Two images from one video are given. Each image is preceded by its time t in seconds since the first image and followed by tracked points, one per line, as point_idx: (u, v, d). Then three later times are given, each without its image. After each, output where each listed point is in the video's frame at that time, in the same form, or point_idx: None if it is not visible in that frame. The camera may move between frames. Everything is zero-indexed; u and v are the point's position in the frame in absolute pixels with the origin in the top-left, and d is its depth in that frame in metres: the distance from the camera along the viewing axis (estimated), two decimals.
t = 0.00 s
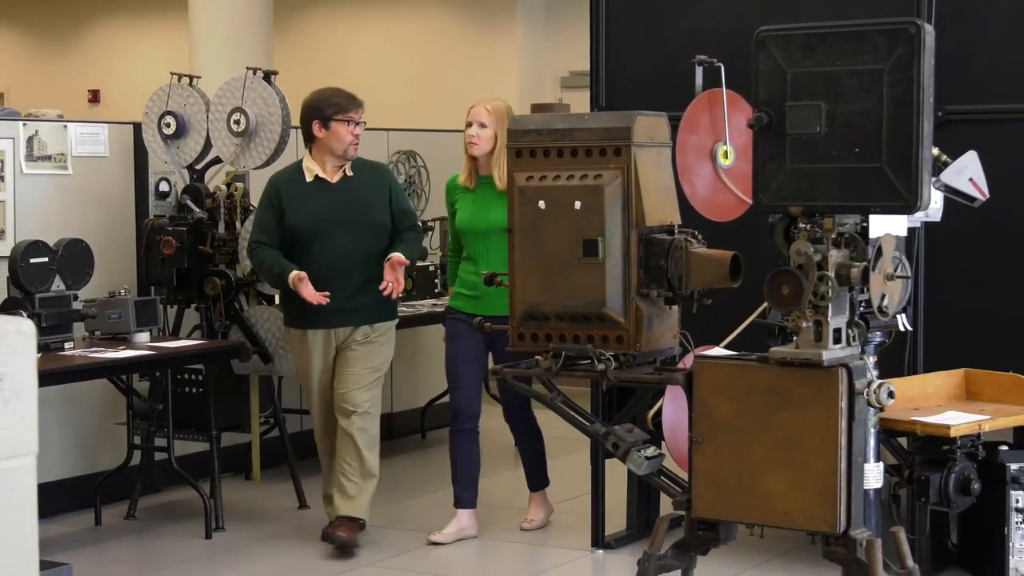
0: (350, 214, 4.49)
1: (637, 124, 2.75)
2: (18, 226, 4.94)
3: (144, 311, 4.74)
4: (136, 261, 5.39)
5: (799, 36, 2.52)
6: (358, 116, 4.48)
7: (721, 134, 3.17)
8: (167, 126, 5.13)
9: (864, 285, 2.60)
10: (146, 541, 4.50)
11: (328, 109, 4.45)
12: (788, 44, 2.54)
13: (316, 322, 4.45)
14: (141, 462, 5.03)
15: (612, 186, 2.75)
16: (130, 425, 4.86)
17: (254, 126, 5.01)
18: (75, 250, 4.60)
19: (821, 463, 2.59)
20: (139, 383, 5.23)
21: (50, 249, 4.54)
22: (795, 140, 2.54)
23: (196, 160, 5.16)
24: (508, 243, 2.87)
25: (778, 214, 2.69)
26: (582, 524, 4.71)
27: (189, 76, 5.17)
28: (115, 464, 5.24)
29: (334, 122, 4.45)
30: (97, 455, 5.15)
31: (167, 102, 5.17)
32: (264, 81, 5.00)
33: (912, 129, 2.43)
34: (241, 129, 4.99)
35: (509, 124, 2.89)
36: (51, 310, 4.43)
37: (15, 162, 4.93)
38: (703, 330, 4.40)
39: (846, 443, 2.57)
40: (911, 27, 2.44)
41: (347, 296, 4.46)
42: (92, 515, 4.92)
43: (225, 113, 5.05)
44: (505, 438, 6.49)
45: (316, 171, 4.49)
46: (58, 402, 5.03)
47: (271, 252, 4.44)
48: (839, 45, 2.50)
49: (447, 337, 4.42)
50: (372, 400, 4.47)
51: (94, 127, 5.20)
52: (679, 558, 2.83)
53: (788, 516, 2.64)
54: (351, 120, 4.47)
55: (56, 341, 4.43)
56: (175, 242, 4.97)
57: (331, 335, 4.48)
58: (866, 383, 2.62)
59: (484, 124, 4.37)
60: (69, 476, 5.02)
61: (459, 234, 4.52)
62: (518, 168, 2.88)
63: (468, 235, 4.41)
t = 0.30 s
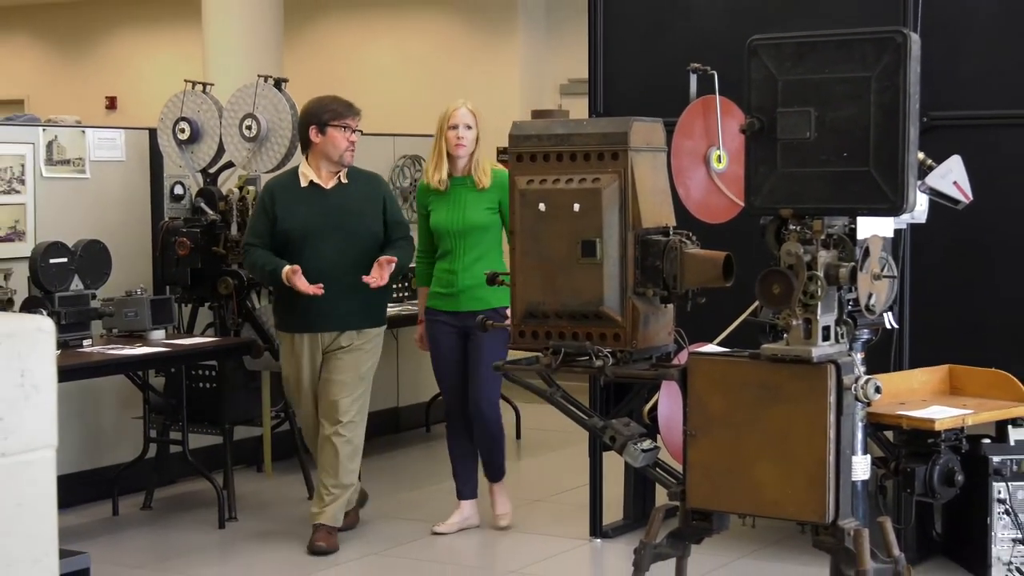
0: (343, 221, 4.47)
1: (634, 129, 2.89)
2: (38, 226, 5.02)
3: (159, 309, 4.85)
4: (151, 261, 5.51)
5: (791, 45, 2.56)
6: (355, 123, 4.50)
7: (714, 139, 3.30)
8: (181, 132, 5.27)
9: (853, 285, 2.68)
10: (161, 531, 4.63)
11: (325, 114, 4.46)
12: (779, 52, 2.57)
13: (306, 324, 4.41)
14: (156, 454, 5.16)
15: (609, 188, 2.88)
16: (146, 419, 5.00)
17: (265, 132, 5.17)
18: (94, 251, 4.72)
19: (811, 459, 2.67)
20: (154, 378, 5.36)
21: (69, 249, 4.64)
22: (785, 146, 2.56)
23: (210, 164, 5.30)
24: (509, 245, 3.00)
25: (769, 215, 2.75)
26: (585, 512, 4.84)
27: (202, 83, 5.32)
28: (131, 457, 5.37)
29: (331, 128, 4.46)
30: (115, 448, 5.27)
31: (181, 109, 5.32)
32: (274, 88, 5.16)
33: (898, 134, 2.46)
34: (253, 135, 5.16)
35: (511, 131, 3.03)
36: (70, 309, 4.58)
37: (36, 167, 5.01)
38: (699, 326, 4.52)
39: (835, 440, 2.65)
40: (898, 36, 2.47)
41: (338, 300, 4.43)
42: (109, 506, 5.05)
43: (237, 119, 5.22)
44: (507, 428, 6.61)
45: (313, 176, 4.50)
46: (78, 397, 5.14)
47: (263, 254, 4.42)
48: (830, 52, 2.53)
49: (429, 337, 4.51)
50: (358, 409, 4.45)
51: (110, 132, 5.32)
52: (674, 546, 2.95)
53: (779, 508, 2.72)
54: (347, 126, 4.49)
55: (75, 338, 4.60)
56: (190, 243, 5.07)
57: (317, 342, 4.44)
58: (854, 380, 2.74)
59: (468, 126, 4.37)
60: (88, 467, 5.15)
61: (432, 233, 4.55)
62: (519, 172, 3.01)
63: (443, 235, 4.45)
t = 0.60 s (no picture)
0: (342, 219, 4.52)
1: (630, 136, 3.06)
2: (62, 226, 5.18)
3: (177, 306, 5.06)
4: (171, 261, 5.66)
5: (780, 55, 2.72)
6: (354, 124, 4.53)
7: (706, 144, 3.50)
8: (199, 138, 5.43)
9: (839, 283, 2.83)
10: (180, 518, 4.79)
11: (325, 116, 4.49)
12: (769, 64, 2.74)
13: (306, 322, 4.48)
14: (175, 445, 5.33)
15: (607, 192, 3.04)
16: (166, 411, 5.16)
17: (280, 137, 5.36)
18: (116, 252, 4.87)
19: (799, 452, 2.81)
20: (174, 372, 5.52)
21: (92, 250, 4.80)
22: (776, 151, 2.73)
23: (227, 169, 5.48)
24: (511, 245, 3.16)
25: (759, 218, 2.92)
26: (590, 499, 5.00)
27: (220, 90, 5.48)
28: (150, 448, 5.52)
29: (331, 129, 4.50)
30: (136, 439, 5.43)
31: (199, 116, 5.48)
32: (287, 96, 5.35)
33: (880, 139, 2.61)
34: (268, 140, 5.35)
35: (513, 136, 3.19)
36: (93, 306, 4.76)
37: (60, 170, 5.16)
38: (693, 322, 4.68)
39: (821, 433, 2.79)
40: (882, 46, 2.62)
41: (338, 297, 4.50)
42: (131, 494, 5.21)
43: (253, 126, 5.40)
44: (509, 419, 6.78)
45: (311, 176, 4.54)
46: (101, 391, 5.29)
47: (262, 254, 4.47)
48: (811, 62, 2.70)
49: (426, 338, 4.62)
50: (371, 406, 4.54)
51: (131, 139, 5.48)
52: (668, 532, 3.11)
53: (769, 495, 2.86)
54: (346, 128, 4.52)
55: (99, 334, 4.78)
56: (207, 244, 5.21)
57: (325, 343, 4.51)
58: (840, 373, 2.86)
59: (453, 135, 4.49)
60: (111, 457, 5.30)
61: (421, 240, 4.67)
62: (521, 176, 3.17)
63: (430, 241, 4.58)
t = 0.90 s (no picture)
0: (336, 225, 4.54)
1: (630, 140, 3.23)
2: (87, 226, 5.34)
3: (198, 302, 5.20)
4: (190, 258, 5.83)
5: (773, 63, 2.85)
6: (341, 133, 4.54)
7: (702, 148, 3.64)
8: (219, 142, 5.59)
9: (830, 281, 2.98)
10: (200, 504, 4.95)
11: (316, 125, 4.49)
12: (763, 70, 2.87)
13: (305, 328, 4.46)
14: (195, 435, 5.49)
15: (607, 194, 3.20)
16: (187, 403, 5.31)
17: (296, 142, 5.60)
18: (138, 251, 5.03)
19: (793, 443, 2.96)
20: (194, 365, 5.68)
21: (116, 250, 4.97)
22: (769, 155, 2.85)
23: (245, 172, 5.64)
24: (517, 245, 3.33)
25: (754, 220, 3.08)
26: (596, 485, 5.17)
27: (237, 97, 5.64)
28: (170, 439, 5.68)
29: (323, 137, 4.49)
30: (157, 430, 5.58)
31: (218, 121, 5.64)
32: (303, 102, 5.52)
33: (870, 144, 2.73)
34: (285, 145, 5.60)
35: (518, 141, 3.37)
36: (116, 303, 4.92)
37: (85, 173, 5.33)
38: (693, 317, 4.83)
39: (813, 425, 2.94)
40: (872, 54, 2.73)
41: (333, 303, 4.51)
42: (152, 482, 5.38)
43: (271, 130, 5.62)
44: (514, 410, 6.95)
45: (303, 184, 4.51)
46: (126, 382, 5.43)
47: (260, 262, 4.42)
48: (803, 71, 2.82)
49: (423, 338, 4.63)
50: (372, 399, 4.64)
51: (153, 143, 5.65)
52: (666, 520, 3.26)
53: (762, 483, 3.01)
54: (336, 136, 4.53)
55: (123, 329, 4.95)
56: (227, 244, 5.40)
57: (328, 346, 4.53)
58: (831, 367, 3.02)
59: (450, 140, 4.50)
60: (134, 447, 5.45)
61: (419, 243, 4.68)
62: (526, 179, 3.34)
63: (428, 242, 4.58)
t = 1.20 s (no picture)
0: (318, 223, 4.54)
1: (632, 142, 3.40)
2: (114, 224, 5.51)
3: (221, 295, 5.37)
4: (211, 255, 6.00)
5: (769, 67, 3.06)
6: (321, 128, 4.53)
7: (701, 149, 3.83)
8: (239, 144, 5.65)
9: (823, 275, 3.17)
10: (223, 490, 5.12)
11: (296, 122, 4.48)
12: (759, 74, 3.07)
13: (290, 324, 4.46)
14: (217, 423, 5.67)
15: (611, 193, 3.37)
16: (209, 393, 5.48)
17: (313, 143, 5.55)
18: (163, 248, 5.21)
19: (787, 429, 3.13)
20: (216, 356, 5.85)
21: (142, 246, 5.14)
22: (766, 155, 3.06)
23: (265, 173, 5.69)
24: (524, 242, 3.49)
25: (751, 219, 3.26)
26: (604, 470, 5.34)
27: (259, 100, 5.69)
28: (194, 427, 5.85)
29: (304, 134, 4.48)
30: (181, 419, 5.76)
31: (239, 123, 5.69)
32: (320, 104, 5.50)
33: (863, 145, 2.94)
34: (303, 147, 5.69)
35: (525, 143, 3.53)
36: (141, 297, 5.11)
37: (112, 173, 5.50)
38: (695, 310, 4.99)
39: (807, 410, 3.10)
40: (864, 61, 2.95)
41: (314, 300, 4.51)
42: (176, 468, 5.55)
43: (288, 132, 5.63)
44: (522, 400, 7.12)
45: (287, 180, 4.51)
46: (150, 373, 5.61)
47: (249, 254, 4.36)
48: (799, 76, 3.03)
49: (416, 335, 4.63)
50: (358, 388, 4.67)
51: (177, 143, 5.82)
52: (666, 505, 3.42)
53: (760, 471, 3.17)
54: (316, 131, 4.52)
55: (147, 322, 5.13)
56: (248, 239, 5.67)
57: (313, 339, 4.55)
58: (825, 359, 3.21)
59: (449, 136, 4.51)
60: (159, 434, 5.62)
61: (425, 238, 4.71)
62: (533, 178, 3.50)
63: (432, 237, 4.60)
